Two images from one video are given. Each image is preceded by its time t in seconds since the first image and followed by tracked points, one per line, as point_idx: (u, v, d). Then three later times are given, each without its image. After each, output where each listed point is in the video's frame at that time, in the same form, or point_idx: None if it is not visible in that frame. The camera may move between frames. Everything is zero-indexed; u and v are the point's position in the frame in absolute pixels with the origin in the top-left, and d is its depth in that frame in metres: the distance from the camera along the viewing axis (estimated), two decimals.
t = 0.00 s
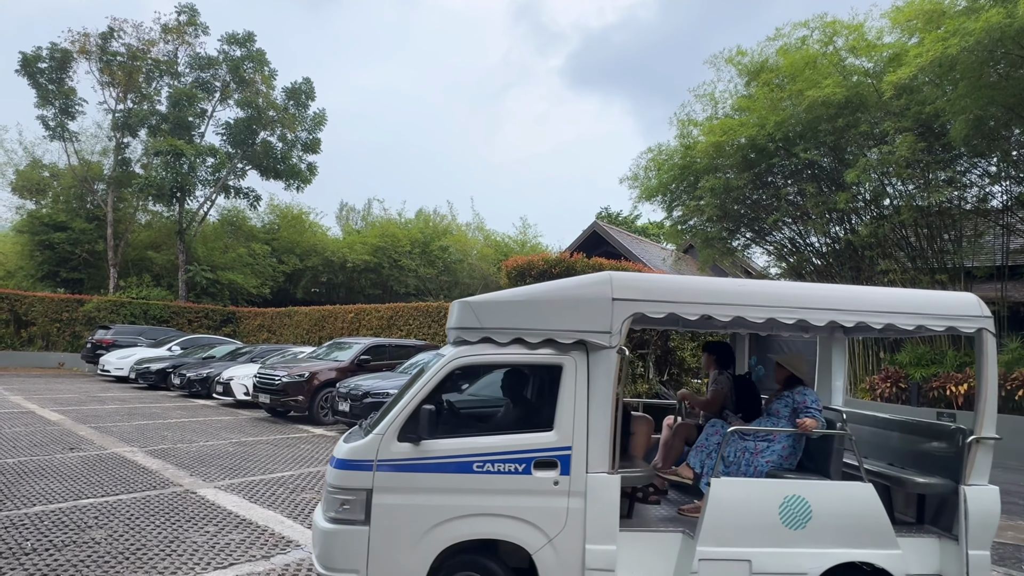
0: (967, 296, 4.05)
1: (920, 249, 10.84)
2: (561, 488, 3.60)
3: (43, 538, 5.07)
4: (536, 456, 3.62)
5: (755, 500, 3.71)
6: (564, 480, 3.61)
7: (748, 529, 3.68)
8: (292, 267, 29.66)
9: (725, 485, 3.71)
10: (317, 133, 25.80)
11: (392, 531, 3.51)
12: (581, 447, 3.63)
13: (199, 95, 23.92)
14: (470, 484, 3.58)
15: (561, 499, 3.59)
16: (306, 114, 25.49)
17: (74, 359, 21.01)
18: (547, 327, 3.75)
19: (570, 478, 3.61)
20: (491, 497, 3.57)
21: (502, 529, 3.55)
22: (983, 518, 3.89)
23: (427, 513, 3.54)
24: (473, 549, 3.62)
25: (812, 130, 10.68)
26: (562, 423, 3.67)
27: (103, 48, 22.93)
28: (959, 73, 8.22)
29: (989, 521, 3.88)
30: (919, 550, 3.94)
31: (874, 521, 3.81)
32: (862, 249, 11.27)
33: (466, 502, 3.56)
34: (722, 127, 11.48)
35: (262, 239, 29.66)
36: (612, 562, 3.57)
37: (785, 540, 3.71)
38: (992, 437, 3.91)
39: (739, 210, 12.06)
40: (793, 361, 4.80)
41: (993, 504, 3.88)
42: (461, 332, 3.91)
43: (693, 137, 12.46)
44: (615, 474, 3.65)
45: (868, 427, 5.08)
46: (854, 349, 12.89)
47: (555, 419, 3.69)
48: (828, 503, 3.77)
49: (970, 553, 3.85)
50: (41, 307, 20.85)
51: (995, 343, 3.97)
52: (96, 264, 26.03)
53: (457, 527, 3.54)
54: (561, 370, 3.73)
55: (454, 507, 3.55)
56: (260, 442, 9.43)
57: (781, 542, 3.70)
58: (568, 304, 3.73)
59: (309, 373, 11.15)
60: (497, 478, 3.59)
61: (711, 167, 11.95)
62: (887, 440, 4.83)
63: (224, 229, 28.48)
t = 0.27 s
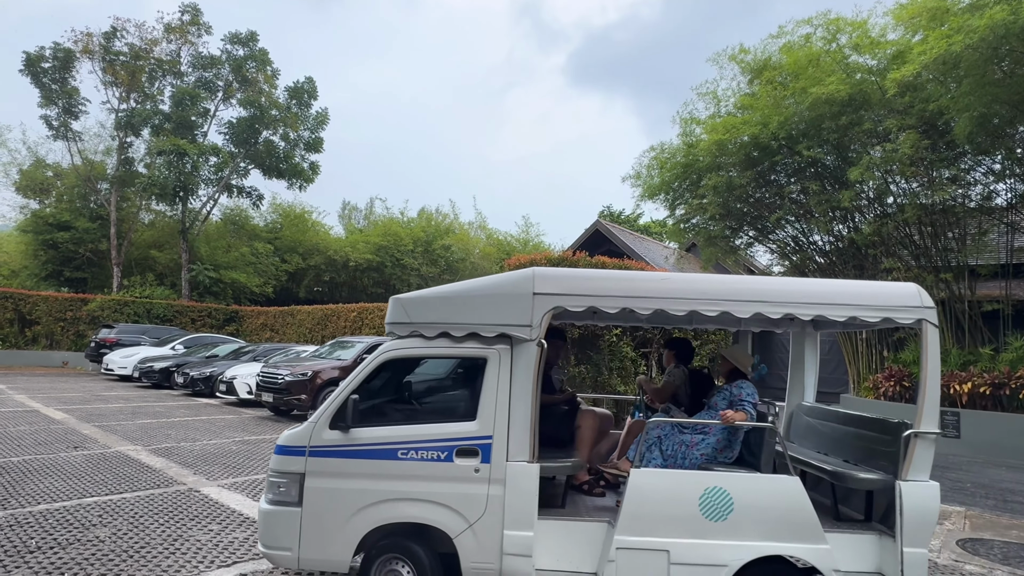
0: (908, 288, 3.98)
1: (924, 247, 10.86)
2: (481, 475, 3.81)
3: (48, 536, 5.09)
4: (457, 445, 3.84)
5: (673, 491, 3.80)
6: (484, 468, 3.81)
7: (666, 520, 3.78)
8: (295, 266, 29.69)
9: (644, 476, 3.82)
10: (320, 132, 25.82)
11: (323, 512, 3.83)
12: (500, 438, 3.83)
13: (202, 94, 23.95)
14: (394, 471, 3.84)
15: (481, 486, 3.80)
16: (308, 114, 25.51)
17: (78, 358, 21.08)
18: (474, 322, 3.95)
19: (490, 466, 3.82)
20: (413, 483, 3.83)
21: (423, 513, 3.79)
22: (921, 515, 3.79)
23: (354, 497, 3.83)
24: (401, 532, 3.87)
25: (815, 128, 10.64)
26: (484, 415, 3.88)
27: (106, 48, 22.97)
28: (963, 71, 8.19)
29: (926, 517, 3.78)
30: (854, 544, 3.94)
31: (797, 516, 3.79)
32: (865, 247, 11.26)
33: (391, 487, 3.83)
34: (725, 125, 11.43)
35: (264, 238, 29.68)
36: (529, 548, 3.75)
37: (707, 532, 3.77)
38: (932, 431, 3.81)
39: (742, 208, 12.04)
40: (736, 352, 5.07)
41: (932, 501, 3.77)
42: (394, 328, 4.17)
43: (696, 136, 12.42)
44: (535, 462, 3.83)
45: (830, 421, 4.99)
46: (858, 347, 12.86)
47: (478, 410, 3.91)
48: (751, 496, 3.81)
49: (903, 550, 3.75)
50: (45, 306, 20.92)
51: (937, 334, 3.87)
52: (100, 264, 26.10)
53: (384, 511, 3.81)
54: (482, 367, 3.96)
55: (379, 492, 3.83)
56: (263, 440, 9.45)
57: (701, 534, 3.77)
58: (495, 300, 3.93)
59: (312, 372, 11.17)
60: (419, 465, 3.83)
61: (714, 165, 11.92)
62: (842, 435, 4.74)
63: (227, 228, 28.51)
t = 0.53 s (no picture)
0: (839, 282, 3.97)
1: (928, 245, 10.87)
2: (411, 464, 4.09)
3: (54, 534, 5.12)
4: (390, 434, 4.13)
5: (593, 483, 3.89)
6: (414, 456, 4.10)
7: (586, 512, 3.88)
8: (298, 265, 29.72)
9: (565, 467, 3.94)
10: (323, 132, 25.84)
11: (267, 496, 4.22)
12: (429, 429, 4.10)
13: (205, 94, 23.99)
14: (331, 458, 4.18)
15: (411, 474, 4.08)
16: (311, 113, 25.53)
17: (82, 357, 21.14)
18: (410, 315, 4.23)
19: (420, 454, 4.09)
20: (347, 470, 4.16)
21: (355, 498, 4.12)
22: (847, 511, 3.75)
23: (296, 482, 4.20)
24: (339, 517, 4.21)
25: (819, 126, 10.62)
26: (415, 407, 4.17)
27: (110, 48, 23.02)
28: (967, 68, 8.17)
29: (852, 514, 3.74)
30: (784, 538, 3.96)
31: (724, 510, 3.80)
32: (869, 245, 11.25)
33: (328, 474, 4.18)
34: (728, 123, 11.36)
35: (267, 237, 29.71)
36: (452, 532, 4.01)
37: (626, 523, 3.84)
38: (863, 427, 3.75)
39: (745, 206, 12.02)
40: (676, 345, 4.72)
41: (858, 499, 3.72)
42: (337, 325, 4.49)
43: (699, 134, 12.34)
44: (461, 453, 4.07)
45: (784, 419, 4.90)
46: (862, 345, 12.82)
47: (411, 404, 4.19)
48: (672, 489, 3.83)
49: (828, 547, 3.73)
50: (50, 306, 20.97)
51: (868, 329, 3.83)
52: (104, 263, 26.18)
53: (320, 497, 4.15)
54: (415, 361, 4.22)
55: (316, 477, 4.18)
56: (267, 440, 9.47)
57: (621, 525, 3.85)
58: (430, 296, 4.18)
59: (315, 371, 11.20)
60: (356, 452, 4.15)
61: (717, 163, 11.87)
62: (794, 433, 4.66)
63: (230, 228, 28.55)
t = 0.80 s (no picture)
0: (760, 276, 3.90)
1: (932, 244, 10.86)
2: (348, 454, 4.17)
3: (59, 533, 5.14)
4: (329, 424, 4.23)
5: (516, 473, 3.95)
6: (351, 445, 4.17)
7: (508, 501, 3.94)
8: (301, 265, 29.76)
9: (489, 458, 4.02)
10: (325, 131, 25.86)
11: (219, 481, 4.40)
12: (366, 418, 4.18)
13: (208, 94, 24.01)
14: (277, 446, 4.31)
15: (348, 462, 4.17)
16: (313, 112, 25.55)
17: (87, 357, 21.22)
18: (346, 317, 4.33)
19: (356, 444, 4.17)
20: (292, 459, 4.27)
21: (297, 484, 4.23)
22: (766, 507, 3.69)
23: (245, 468, 4.35)
24: (284, 502, 4.34)
25: (822, 124, 10.58)
26: (355, 398, 4.24)
27: (113, 48, 23.05)
28: (972, 66, 8.15)
29: (770, 509, 3.68)
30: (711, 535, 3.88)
31: (643, 502, 3.77)
32: (874, 244, 11.25)
33: (275, 462, 4.31)
34: (731, 121, 11.28)
35: (270, 237, 29.75)
36: (385, 521, 4.06)
37: (546, 513, 3.87)
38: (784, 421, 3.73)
39: (748, 205, 12.00)
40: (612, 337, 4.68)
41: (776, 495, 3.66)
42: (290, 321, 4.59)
43: (701, 133, 12.29)
44: (395, 443, 4.12)
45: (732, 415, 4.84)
46: (866, 344, 12.79)
47: (350, 395, 4.27)
48: (591, 480, 3.84)
49: (742, 540, 3.68)
50: (54, 305, 21.02)
51: (788, 324, 3.78)
52: (107, 263, 26.24)
53: (265, 483, 4.29)
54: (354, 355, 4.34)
55: (264, 465, 4.32)
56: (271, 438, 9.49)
57: (542, 516, 3.87)
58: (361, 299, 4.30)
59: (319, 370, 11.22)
60: (299, 442, 4.27)
61: (719, 162, 11.75)
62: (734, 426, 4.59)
63: (233, 227, 28.61)
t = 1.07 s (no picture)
0: (678, 271, 3.87)
1: (937, 242, 10.84)
2: (294, 442, 4.37)
3: (63, 532, 5.15)
4: (279, 415, 4.44)
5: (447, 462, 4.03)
6: (298, 434, 4.37)
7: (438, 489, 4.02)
8: (304, 264, 29.79)
9: (422, 448, 4.11)
10: (328, 131, 25.88)
11: (182, 467, 4.66)
12: (310, 409, 4.36)
13: (211, 94, 24.04)
14: (232, 435, 4.55)
15: (295, 450, 4.36)
16: (316, 112, 25.57)
17: (91, 356, 21.29)
18: (296, 312, 4.51)
19: (302, 433, 4.36)
20: (245, 446, 4.50)
21: (247, 470, 4.46)
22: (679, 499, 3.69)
23: (206, 455, 4.60)
24: (238, 487, 4.57)
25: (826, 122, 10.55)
26: (303, 389, 4.42)
27: (116, 48, 23.08)
28: (976, 63, 8.13)
29: (683, 501, 3.67)
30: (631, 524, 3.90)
31: (561, 491, 3.81)
32: (877, 242, 11.25)
33: (231, 450, 4.54)
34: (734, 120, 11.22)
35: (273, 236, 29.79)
36: (325, 507, 4.22)
37: (471, 501, 3.94)
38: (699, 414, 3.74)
39: (752, 203, 11.98)
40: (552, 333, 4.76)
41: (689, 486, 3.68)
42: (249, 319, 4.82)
43: (704, 131, 12.26)
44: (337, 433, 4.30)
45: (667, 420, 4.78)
46: (870, 342, 12.77)
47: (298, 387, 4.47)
48: (515, 471, 3.89)
49: (655, 532, 3.68)
50: (58, 305, 21.08)
51: (704, 317, 3.76)
52: (111, 263, 26.31)
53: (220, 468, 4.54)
54: (305, 348, 4.55)
55: (220, 452, 4.56)
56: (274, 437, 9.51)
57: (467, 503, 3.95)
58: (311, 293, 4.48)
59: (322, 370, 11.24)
60: (251, 431, 4.50)
61: (722, 160, 11.69)
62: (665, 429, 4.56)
63: (236, 227, 28.68)
